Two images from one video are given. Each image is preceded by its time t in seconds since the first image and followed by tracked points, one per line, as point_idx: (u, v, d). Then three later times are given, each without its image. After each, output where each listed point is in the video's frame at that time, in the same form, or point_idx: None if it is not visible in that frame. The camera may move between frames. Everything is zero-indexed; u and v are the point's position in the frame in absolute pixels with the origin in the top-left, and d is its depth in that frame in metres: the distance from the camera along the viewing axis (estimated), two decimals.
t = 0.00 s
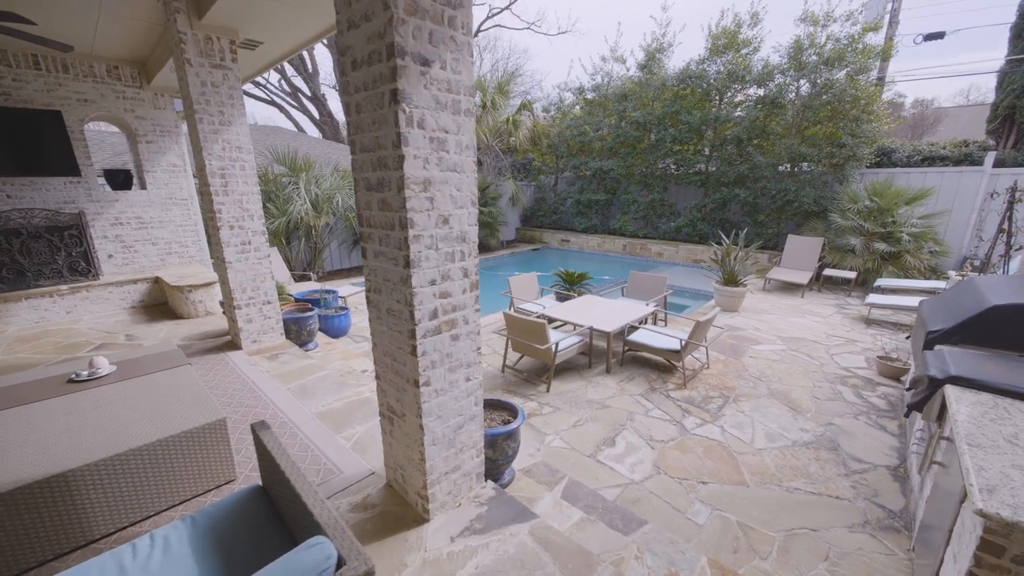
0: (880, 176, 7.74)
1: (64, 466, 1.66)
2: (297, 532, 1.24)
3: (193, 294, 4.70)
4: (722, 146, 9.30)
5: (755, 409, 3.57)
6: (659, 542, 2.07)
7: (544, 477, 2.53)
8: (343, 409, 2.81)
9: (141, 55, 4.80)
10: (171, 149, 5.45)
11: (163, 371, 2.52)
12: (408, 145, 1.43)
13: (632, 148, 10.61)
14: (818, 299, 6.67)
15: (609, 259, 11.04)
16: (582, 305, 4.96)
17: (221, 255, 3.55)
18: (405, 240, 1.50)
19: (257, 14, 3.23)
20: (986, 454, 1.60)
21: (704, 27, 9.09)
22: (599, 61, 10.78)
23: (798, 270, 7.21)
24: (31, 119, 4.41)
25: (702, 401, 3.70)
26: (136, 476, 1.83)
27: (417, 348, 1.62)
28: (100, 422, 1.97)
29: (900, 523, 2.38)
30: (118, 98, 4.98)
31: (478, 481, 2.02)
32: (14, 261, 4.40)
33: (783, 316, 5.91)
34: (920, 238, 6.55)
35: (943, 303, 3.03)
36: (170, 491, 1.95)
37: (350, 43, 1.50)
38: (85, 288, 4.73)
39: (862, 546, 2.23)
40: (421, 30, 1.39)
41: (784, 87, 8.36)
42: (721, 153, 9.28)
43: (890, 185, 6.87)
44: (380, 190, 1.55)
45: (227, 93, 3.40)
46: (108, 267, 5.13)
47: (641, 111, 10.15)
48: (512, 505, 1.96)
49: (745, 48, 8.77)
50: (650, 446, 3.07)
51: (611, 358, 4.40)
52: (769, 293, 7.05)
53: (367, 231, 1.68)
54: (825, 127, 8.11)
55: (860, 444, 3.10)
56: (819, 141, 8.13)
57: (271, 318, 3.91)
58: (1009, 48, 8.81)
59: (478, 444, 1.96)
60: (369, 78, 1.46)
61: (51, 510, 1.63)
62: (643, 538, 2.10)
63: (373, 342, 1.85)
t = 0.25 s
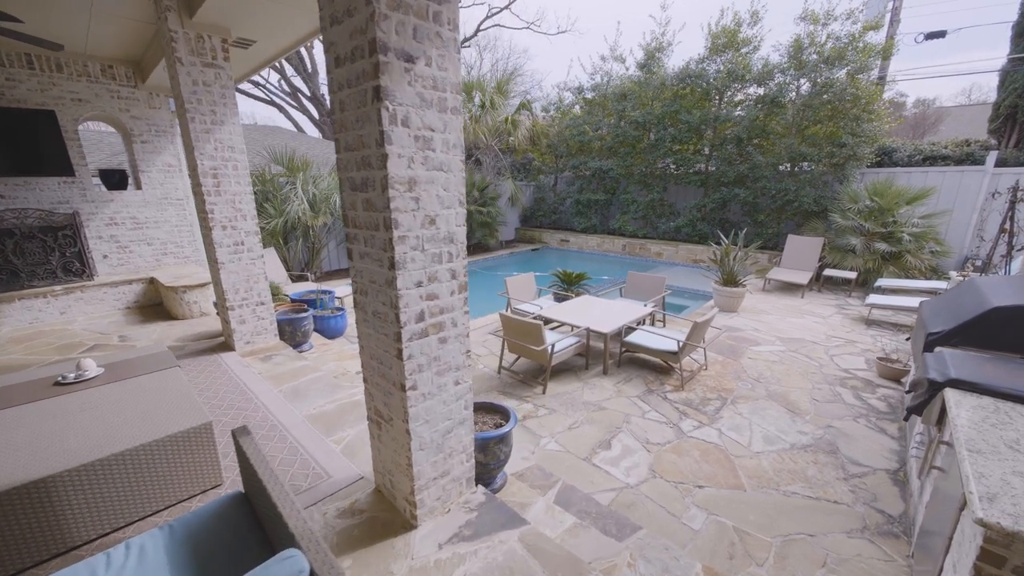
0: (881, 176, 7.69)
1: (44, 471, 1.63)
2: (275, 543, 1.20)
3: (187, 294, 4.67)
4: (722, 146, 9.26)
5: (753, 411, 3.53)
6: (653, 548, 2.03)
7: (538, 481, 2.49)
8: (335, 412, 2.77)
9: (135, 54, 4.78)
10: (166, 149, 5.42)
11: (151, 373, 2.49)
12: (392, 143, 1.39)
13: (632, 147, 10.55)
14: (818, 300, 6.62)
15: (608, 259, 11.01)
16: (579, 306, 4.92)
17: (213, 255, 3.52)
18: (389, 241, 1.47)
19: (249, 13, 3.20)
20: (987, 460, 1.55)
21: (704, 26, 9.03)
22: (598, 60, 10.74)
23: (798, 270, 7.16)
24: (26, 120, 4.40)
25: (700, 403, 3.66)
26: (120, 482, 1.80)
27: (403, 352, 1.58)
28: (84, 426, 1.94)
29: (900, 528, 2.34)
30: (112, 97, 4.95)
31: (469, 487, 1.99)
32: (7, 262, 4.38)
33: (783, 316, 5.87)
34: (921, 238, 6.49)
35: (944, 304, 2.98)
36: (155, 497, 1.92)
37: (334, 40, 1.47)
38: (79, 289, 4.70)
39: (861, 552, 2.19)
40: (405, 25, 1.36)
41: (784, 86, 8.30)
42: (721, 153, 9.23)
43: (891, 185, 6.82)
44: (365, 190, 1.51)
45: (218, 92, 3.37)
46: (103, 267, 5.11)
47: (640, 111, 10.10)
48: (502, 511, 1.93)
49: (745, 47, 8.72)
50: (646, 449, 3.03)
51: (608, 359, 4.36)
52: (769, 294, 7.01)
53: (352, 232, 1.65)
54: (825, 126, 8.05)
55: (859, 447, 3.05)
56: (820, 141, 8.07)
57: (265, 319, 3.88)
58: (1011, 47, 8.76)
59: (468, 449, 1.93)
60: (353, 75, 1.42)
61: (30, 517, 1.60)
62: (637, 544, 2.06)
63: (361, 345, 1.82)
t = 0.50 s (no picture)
0: (880, 175, 7.65)
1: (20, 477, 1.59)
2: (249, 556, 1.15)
3: (180, 294, 4.63)
4: (721, 145, 9.21)
5: (750, 413, 3.49)
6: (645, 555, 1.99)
7: (530, 485, 2.46)
8: (325, 414, 2.73)
9: (128, 52, 4.72)
10: (160, 148, 5.37)
11: (136, 376, 2.45)
12: (373, 141, 1.35)
13: (630, 146, 10.50)
14: (816, 300, 6.58)
15: (607, 259, 10.97)
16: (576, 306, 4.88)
17: (204, 255, 3.48)
18: (371, 242, 1.43)
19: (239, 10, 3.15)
20: (986, 467, 1.51)
21: (703, 24, 8.96)
22: (597, 59, 10.69)
23: (797, 270, 7.12)
24: (19, 119, 4.38)
25: (696, 405, 3.62)
26: (98, 487, 1.76)
27: (386, 355, 1.54)
28: (63, 430, 1.89)
29: (897, 533, 2.30)
30: (104, 96, 4.90)
31: (457, 492, 1.95)
32: None
33: (781, 316, 5.83)
34: (921, 237, 6.45)
35: (943, 305, 2.94)
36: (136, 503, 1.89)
37: (314, 34, 1.42)
38: (71, 289, 4.66)
39: (858, 558, 2.15)
40: (385, 19, 1.31)
41: (783, 85, 8.25)
42: (720, 152, 9.18)
43: (891, 184, 6.78)
44: (347, 189, 1.47)
45: (208, 90, 3.33)
46: (96, 267, 5.07)
47: (639, 110, 10.05)
48: (491, 517, 1.89)
49: (744, 46, 8.67)
50: (641, 452, 2.99)
51: (604, 360, 4.33)
52: (767, 294, 6.96)
53: (336, 233, 1.61)
54: (825, 125, 8.00)
55: (856, 449, 3.02)
56: (819, 140, 8.02)
57: (257, 319, 3.84)
58: (1012, 46, 8.71)
59: (456, 454, 1.89)
60: (333, 71, 1.38)
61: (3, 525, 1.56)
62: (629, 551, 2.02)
63: (346, 348, 1.77)
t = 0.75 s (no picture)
0: (878, 175, 7.62)
1: None
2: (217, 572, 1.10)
3: (171, 294, 4.58)
4: (719, 144, 9.17)
5: (746, 415, 3.45)
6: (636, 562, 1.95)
7: (520, 490, 2.42)
8: (313, 417, 2.69)
9: (118, 49, 4.67)
10: (151, 146, 5.31)
11: (118, 379, 2.41)
12: (351, 138, 1.30)
13: (628, 146, 10.46)
14: (814, 300, 6.54)
15: (605, 258, 10.94)
16: (571, 306, 4.84)
17: (193, 255, 3.43)
18: (351, 242, 1.38)
19: (227, 6, 3.10)
20: (983, 474, 1.47)
21: (701, 22, 8.91)
22: (595, 57, 10.65)
23: (795, 270, 7.08)
24: (11, 117, 4.35)
25: (692, 407, 3.58)
26: (74, 495, 1.71)
27: (368, 359, 1.50)
28: (39, 435, 1.84)
29: (894, 539, 2.26)
30: (95, 94, 4.84)
31: (444, 498, 1.91)
32: None
33: (779, 317, 5.79)
34: (919, 237, 6.41)
35: (942, 306, 2.90)
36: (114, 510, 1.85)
37: (291, 28, 1.37)
38: (61, 289, 4.61)
39: (853, 565, 2.11)
40: (363, 11, 1.26)
41: (781, 84, 8.21)
42: (718, 151, 9.14)
43: (889, 184, 6.75)
44: (326, 188, 1.42)
45: (196, 87, 3.28)
46: (87, 267, 5.02)
47: (636, 109, 10.01)
48: (478, 524, 1.85)
49: (742, 44, 8.62)
50: (634, 455, 2.95)
51: (599, 361, 4.28)
52: (765, 294, 6.92)
53: (316, 233, 1.56)
54: (823, 124, 7.97)
55: (853, 452, 2.98)
56: (817, 139, 7.98)
57: (247, 320, 3.79)
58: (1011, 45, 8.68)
59: (442, 459, 1.84)
60: (310, 65, 1.33)
61: None
62: (619, 558, 1.98)
63: (328, 350, 1.73)
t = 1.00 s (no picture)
0: (877, 175, 7.58)
1: None
2: None
3: (163, 295, 4.53)
4: (717, 144, 9.12)
5: (743, 418, 3.40)
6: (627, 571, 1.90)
7: (511, 496, 2.37)
8: (301, 421, 2.64)
9: (109, 48, 4.63)
10: (144, 146, 5.26)
11: (100, 383, 2.35)
12: (326, 136, 1.26)
13: (627, 146, 10.42)
14: (813, 301, 6.49)
15: (603, 258, 10.90)
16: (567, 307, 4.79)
17: (181, 256, 3.39)
18: (328, 244, 1.33)
19: (216, 4, 3.06)
20: (983, 483, 1.43)
21: (699, 21, 8.87)
22: (593, 57, 10.61)
23: (793, 271, 7.03)
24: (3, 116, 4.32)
25: (687, 409, 3.53)
26: (46, 504, 1.65)
27: (347, 364, 1.45)
28: (11, 442, 1.78)
29: (891, 546, 2.21)
30: (86, 93, 4.79)
31: (430, 506, 1.86)
32: None
33: (777, 318, 5.74)
34: (918, 237, 6.37)
35: (940, 308, 2.86)
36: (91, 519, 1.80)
37: (266, 22, 1.33)
38: (51, 290, 4.56)
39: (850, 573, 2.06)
40: (338, 4, 1.22)
41: (779, 83, 8.15)
42: (717, 151, 9.10)
43: (888, 184, 6.71)
44: (303, 188, 1.38)
45: (184, 86, 3.24)
46: (78, 268, 4.98)
47: (635, 108, 9.97)
48: (464, 532, 1.80)
49: (740, 44, 8.58)
50: (628, 459, 2.90)
51: (595, 362, 4.24)
52: (764, 295, 6.87)
53: (294, 234, 1.51)
54: (822, 124, 7.93)
55: (851, 456, 2.93)
56: (816, 139, 7.93)
57: (238, 321, 3.74)
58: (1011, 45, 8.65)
59: (428, 466, 1.80)
60: (285, 61, 1.28)
61: None
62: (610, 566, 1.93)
63: (309, 355, 1.68)
